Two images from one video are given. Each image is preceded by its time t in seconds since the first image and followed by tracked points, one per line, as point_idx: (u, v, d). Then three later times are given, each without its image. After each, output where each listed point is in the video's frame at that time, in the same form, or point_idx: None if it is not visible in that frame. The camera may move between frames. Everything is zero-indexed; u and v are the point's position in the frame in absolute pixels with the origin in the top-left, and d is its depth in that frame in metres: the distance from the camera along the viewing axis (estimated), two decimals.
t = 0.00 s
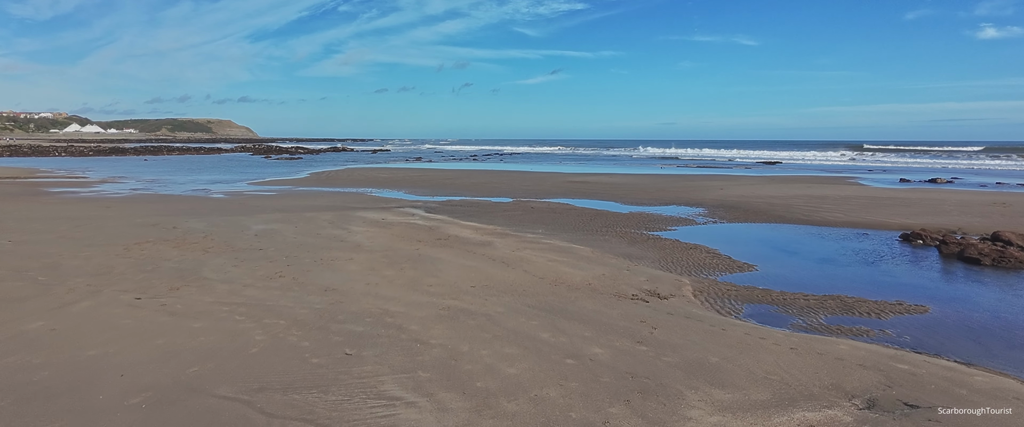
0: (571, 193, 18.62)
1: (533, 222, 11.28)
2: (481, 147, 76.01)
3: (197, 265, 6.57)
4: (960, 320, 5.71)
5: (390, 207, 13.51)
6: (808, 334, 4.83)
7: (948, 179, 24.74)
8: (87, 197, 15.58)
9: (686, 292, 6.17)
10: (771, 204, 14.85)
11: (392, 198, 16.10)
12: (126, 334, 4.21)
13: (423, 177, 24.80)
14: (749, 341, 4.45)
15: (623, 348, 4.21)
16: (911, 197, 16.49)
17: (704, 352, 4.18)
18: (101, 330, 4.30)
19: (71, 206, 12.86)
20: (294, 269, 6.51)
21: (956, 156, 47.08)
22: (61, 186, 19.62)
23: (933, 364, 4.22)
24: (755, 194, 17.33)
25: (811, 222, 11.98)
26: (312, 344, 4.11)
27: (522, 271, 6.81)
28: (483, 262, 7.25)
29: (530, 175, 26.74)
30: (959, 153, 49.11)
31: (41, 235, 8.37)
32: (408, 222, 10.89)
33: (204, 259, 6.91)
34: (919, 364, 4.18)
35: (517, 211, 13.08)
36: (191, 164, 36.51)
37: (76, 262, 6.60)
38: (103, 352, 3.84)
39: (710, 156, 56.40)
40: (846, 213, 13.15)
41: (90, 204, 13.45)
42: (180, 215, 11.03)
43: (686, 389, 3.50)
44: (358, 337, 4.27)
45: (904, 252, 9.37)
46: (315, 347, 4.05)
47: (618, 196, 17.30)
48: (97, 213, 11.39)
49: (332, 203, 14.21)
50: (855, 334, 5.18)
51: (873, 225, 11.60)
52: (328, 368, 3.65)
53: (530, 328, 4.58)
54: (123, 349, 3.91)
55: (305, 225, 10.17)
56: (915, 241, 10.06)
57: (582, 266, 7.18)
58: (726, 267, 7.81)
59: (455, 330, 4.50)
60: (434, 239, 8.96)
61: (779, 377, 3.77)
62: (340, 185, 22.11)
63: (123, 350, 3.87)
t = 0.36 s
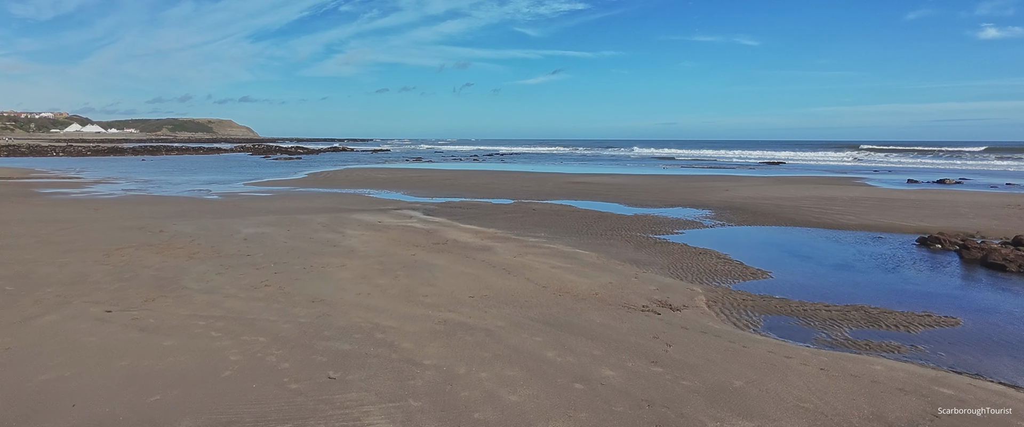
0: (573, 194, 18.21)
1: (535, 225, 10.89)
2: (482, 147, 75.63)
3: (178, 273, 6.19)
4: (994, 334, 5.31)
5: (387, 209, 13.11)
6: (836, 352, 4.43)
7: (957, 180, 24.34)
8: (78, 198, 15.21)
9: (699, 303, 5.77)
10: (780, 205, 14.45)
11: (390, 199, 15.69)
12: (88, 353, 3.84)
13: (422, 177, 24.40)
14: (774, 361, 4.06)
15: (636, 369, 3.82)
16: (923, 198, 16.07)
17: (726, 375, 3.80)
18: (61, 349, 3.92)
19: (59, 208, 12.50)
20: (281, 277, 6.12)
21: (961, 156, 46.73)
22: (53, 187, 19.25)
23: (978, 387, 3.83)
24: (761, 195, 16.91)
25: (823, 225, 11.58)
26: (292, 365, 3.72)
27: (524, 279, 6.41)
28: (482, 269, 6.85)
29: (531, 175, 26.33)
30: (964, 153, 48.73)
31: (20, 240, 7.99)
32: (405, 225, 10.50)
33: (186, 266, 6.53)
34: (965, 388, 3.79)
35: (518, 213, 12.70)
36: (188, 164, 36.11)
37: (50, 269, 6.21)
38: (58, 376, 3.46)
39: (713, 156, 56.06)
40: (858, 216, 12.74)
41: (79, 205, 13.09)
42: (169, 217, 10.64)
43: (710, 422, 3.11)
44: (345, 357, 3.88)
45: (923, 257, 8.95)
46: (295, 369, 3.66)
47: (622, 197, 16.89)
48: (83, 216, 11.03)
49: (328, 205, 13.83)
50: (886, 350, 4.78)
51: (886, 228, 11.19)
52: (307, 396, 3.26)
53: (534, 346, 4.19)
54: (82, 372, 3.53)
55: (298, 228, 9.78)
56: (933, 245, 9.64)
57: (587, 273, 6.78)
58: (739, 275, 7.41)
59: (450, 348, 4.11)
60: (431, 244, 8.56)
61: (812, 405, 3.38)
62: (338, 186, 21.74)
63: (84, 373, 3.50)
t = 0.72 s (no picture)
0: (575, 195, 17.80)
1: (536, 228, 10.47)
2: (482, 147, 75.20)
3: (155, 282, 5.78)
4: None
5: (384, 211, 12.72)
6: (869, 374, 4.02)
7: (965, 181, 23.91)
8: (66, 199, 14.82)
9: (713, 315, 5.36)
10: (788, 207, 14.03)
11: (387, 201, 15.28)
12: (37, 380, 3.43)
13: (421, 178, 24.00)
14: (804, 386, 3.65)
15: (651, 396, 3.42)
16: (935, 200, 15.63)
17: (752, 403, 3.39)
18: (8, 373, 3.52)
19: (44, 210, 12.08)
20: (264, 286, 5.72)
21: (966, 157, 46.35)
22: (44, 187, 18.88)
23: None
24: (768, 197, 16.50)
25: (835, 229, 11.16)
26: (265, 392, 3.33)
27: (524, 288, 6.01)
28: (481, 277, 6.44)
29: (533, 176, 25.92)
30: (968, 155, 48.36)
31: None
32: (401, 229, 10.10)
33: (164, 275, 6.12)
34: (1019, 418, 3.38)
35: (519, 216, 12.29)
36: (185, 164, 35.72)
37: (17, 278, 5.81)
38: None
39: (714, 156, 55.66)
40: (870, 218, 12.31)
41: (66, 207, 12.68)
42: (156, 220, 10.25)
43: None
44: (324, 382, 3.48)
45: (943, 262, 8.53)
46: (268, 398, 3.25)
47: (625, 199, 16.48)
48: (67, 218, 10.62)
49: (324, 206, 13.42)
50: (920, 370, 4.37)
51: (901, 232, 10.77)
52: None
53: (536, 368, 3.78)
54: (24, 404, 3.12)
55: (289, 232, 9.37)
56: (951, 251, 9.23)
57: (592, 281, 6.37)
58: (752, 282, 7.00)
59: (443, 370, 3.70)
60: (427, 249, 8.16)
61: None
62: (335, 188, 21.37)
63: (27, 405, 3.10)
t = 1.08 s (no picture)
0: (577, 196, 17.40)
1: (537, 231, 10.06)
2: (483, 147, 74.82)
3: (128, 293, 5.38)
4: None
5: (380, 213, 12.31)
6: (910, 401, 3.61)
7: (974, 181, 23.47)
8: (55, 200, 14.44)
9: (730, 330, 4.95)
10: (796, 209, 13.62)
11: (384, 202, 14.88)
12: None
13: (420, 179, 23.56)
14: (841, 417, 3.24)
15: None
16: (947, 202, 15.20)
17: None
18: None
19: (29, 212, 11.70)
20: (246, 297, 5.32)
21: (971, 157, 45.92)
22: (35, 188, 18.48)
23: None
24: (776, 198, 16.07)
25: (847, 232, 10.75)
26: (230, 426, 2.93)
27: (526, 298, 5.61)
28: (479, 286, 6.03)
29: (534, 176, 25.48)
30: (973, 155, 47.96)
31: None
32: (397, 232, 9.70)
33: (140, 284, 5.72)
34: None
35: (520, 218, 11.89)
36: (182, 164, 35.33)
37: None
38: None
39: (716, 156, 55.30)
40: (883, 221, 11.90)
41: (52, 209, 12.29)
42: (141, 224, 9.85)
43: None
44: (299, 413, 3.08)
45: (967, 268, 8.10)
46: None
47: (629, 200, 16.06)
48: (51, 221, 10.23)
49: (318, 208, 13.02)
50: (962, 393, 3.95)
51: (917, 235, 10.35)
52: None
53: (538, 396, 3.37)
54: None
55: (279, 236, 8.97)
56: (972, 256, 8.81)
57: (597, 290, 5.97)
58: (767, 291, 6.60)
59: (433, 398, 3.30)
60: (423, 255, 7.75)
61: None
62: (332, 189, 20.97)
63: None
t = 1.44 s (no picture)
0: (579, 197, 17.04)
1: (538, 235, 9.68)
2: (483, 147, 74.49)
3: (100, 303, 5.01)
4: None
5: (376, 215, 11.96)
6: None
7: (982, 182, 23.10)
8: (44, 202, 14.07)
9: (749, 345, 4.58)
10: (805, 211, 13.25)
11: (382, 203, 14.52)
12: None
13: (419, 179, 23.20)
14: None
15: None
16: (959, 203, 14.83)
17: None
18: None
19: (15, 214, 11.33)
20: (227, 308, 4.95)
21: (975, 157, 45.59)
22: (26, 188, 18.11)
23: None
24: (782, 199, 15.71)
25: (860, 235, 10.38)
26: None
27: (528, 308, 5.24)
28: (478, 295, 5.67)
29: (535, 177, 25.13)
30: (977, 156, 47.54)
31: None
32: (393, 235, 9.34)
33: (116, 294, 5.34)
34: None
35: (520, 221, 11.53)
36: (179, 164, 35.03)
37: None
38: None
39: (717, 156, 55.08)
40: (895, 223, 11.53)
41: (39, 210, 11.93)
42: (128, 226, 9.50)
43: None
44: None
45: (990, 274, 7.72)
46: None
47: (632, 201, 15.71)
48: (34, 223, 9.86)
49: (313, 210, 12.67)
50: (1008, 418, 3.60)
51: (933, 238, 9.98)
52: None
53: None
54: None
55: (270, 239, 8.59)
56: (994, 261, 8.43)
57: (604, 300, 5.60)
58: (783, 299, 6.23)
59: None
60: (420, 260, 7.38)
61: None
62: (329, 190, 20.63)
63: None
